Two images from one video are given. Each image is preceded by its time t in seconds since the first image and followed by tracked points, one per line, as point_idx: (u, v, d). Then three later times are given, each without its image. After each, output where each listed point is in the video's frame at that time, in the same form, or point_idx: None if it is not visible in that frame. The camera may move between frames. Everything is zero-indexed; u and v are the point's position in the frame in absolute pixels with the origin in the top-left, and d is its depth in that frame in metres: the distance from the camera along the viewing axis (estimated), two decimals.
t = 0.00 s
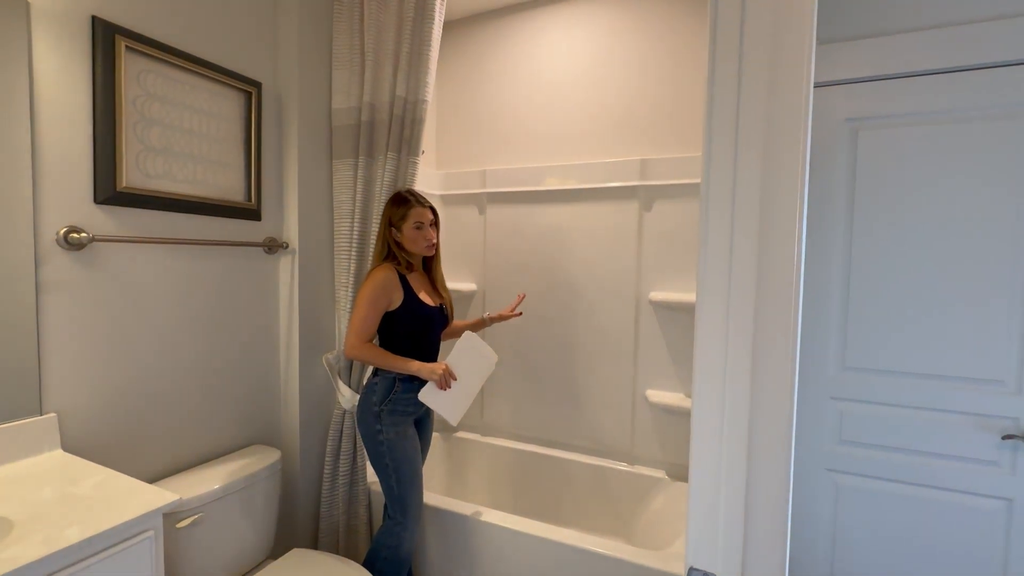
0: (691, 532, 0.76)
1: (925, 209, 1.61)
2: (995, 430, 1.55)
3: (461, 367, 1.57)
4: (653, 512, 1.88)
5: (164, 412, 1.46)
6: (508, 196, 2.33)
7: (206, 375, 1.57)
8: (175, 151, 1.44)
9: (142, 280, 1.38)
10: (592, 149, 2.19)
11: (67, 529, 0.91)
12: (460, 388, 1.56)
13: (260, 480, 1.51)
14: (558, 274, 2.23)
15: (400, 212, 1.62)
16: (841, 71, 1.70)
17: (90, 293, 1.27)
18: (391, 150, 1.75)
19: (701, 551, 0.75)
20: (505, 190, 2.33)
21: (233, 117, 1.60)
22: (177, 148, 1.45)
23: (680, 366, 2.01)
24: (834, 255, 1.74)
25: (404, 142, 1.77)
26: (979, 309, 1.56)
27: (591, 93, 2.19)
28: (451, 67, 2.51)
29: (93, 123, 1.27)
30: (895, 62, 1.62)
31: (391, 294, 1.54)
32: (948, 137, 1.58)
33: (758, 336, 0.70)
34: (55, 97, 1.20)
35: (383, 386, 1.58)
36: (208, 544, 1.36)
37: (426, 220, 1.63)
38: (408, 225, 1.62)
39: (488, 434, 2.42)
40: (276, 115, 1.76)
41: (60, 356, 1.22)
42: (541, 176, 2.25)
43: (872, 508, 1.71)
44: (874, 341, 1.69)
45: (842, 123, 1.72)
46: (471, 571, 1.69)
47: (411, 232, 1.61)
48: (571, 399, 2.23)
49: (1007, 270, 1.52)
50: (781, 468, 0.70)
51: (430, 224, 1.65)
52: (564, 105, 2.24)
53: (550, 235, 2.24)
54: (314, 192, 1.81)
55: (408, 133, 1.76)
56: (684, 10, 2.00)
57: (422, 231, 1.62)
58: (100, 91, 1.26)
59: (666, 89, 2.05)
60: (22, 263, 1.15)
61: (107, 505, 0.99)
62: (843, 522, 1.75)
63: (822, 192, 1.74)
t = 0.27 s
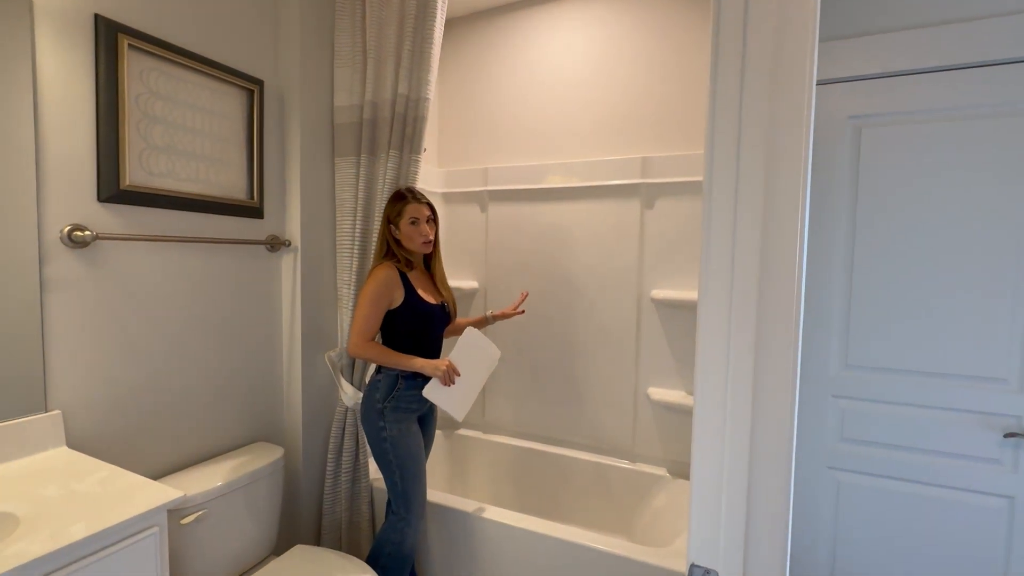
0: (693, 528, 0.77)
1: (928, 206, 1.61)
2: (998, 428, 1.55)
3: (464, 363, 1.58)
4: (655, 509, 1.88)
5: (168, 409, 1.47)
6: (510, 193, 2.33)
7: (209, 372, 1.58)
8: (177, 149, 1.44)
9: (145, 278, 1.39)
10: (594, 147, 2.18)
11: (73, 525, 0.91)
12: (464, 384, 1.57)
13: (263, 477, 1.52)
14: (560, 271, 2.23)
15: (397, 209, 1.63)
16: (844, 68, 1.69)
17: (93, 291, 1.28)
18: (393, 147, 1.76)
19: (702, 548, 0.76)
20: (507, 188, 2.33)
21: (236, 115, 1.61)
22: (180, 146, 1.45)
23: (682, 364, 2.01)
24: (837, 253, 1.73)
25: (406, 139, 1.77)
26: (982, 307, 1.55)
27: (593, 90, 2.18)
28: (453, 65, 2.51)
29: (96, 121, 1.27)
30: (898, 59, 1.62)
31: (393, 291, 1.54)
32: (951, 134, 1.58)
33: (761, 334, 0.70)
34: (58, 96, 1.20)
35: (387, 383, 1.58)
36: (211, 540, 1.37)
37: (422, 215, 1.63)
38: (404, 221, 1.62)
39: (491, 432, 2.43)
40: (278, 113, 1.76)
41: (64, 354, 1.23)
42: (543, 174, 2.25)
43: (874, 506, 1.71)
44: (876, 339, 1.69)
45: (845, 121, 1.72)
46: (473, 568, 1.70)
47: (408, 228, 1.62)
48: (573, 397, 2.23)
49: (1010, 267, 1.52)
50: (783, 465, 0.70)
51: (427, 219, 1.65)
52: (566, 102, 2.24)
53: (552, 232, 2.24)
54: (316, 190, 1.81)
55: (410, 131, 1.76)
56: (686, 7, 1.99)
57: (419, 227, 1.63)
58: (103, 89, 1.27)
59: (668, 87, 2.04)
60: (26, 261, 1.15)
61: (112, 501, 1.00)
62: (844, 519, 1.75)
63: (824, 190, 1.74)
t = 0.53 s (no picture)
0: (695, 527, 0.77)
1: (931, 204, 1.61)
2: (1000, 426, 1.55)
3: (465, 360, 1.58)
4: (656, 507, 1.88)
5: (171, 406, 1.47)
6: (512, 191, 2.33)
7: (212, 370, 1.58)
8: (179, 147, 1.45)
9: (148, 275, 1.39)
10: (595, 145, 2.18)
11: (77, 521, 0.92)
12: (464, 382, 1.57)
13: (266, 474, 1.53)
14: (561, 270, 2.23)
15: (398, 207, 1.63)
16: (847, 65, 1.69)
17: (96, 289, 1.28)
18: (395, 145, 1.76)
19: (704, 546, 0.76)
20: (509, 186, 2.33)
21: (237, 113, 1.61)
22: (182, 144, 1.45)
23: (683, 362, 2.01)
24: (839, 251, 1.73)
25: (407, 137, 1.77)
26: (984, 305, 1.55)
27: (594, 88, 2.18)
28: (454, 62, 2.50)
29: (98, 119, 1.27)
30: (902, 56, 1.61)
31: (392, 290, 1.54)
32: (954, 132, 1.58)
33: (762, 333, 0.70)
34: (61, 93, 1.20)
35: (387, 380, 1.59)
36: (214, 536, 1.37)
37: (424, 214, 1.63)
38: (406, 219, 1.62)
39: (492, 429, 2.43)
40: (280, 111, 1.76)
41: (67, 351, 1.23)
42: (545, 172, 2.25)
43: (875, 504, 1.71)
44: (879, 337, 1.69)
45: (848, 118, 1.71)
46: (475, 565, 1.71)
47: (409, 226, 1.62)
48: (574, 395, 2.23)
49: (1013, 266, 1.51)
50: (785, 464, 0.70)
51: (429, 217, 1.64)
52: (568, 100, 2.24)
53: (553, 230, 2.24)
54: (318, 188, 1.81)
55: (412, 128, 1.76)
56: (689, 4, 1.98)
57: (421, 225, 1.62)
58: (105, 87, 1.27)
59: (670, 84, 2.04)
60: (29, 258, 1.16)
61: (115, 498, 1.00)
62: (846, 518, 1.75)
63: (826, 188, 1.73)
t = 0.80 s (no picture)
0: (694, 526, 0.77)
1: (934, 204, 1.60)
2: (1001, 426, 1.55)
3: (466, 359, 1.58)
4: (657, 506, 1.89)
5: (175, 405, 1.48)
6: (514, 191, 2.33)
7: (214, 368, 1.59)
8: (183, 147, 1.45)
9: (151, 274, 1.40)
10: (597, 143, 2.18)
11: (82, 518, 0.93)
12: (465, 381, 1.57)
13: (268, 472, 1.54)
14: (563, 269, 2.24)
15: (401, 206, 1.64)
16: (849, 65, 1.69)
17: (100, 288, 1.29)
18: (396, 145, 1.76)
19: (703, 546, 0.76)
20: (511, 185, 2.33)
21: (240, 113, 1.61)
22: (185, 143, 1.46)
23: (684, 361, 2.01)
24: (840, 251, 1.73)
25: (409, 136, 1.78)
26: (986, 305, 1.55)
27: (596, 87, 2.18)
28: (455, 61, 2.50)
29: (102, 119, 1.28)
30: (904, 55, 1.61)
31: (394, 289, 1.55)
32: (955, 132, 1.58)
33: (762, 333, 0.70)
34: (65, 94, 1.21)
35: (388, 379, 1.59)
36: (217, 533, 1.38)
37: (426, 213, 1.63)
38: (409, 218, 1.63)
39: (494, 428, 2.44)
40: (283, 110, 1.77)
41: (71, 349, 1.24)
42: (546, 171, 2.25)
43: (876, 504, 1.71)
44: (880, 337, 1.69)
45: (850, 117, 1.71)
46: (476, 563, 1.71)
47: (412, 225, 1.62)
48: (575, 394, 2.24)
49: (1015, 266, 1.51)
50: (784, 464, 0.71)
51: (431, 216, 1.65)
52: (569, 99, 2.24)
53: (555, 229, 2.25)
54: (320, 187, 1.82)
55: (414, 128, 1.76)
56: (691, 3, 1.98)
57: (423, 224, 1.63)
58: (109, 87, 1.27)
59: (671, 83, 2.04)
60: (34, 257, 1.17)
61: (121, 495, 1.01)
62: (846, 517, 1.75)
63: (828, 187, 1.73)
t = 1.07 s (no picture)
0: (697, 526, 0.77)
1: (939, 204, 1.60)
2: (1005, 426, 1.54)
3: (468, 358, 1.59)
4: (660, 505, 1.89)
5: (179, 403, 1.49)
6: (517, 190, 2.33)
7: (218, 367, 1.60)
8: (187, 146, 1.46)
9: (155, 273, 1.40)
10: (600, 142, 2.18)
11: (87, 516, 0.93)
12: (467, 380, 1.58)
13: (272, 470, 1.54)
14: (565, 268, 2.24)
15: (405, 204, 1.63)
16: (853, 63, 1.68)
17: (105, 286, 1.30)
18: (400, 143, 1.76)
19: (706, 545, 0.76)
20: (514, 184, 2.33)
21: (243, 112, 1.62)
22: (189, 142, 1.46)
23: (687, 360, 2.01)
24: (844, 250, 1.73)
25: (412, 135, 1.78)
26: (991, 305, 1.54)
27: (598, 85, 2.18)
28: (458, 59, 2.50)
29: (107, 118, 1.28)
30: (909, 54, 1.60)
31: (397, 287, 1.55)
32: (960, 131, 1.57)
33: (766, 333, 0.70)
34: (70, 93, 1.21)
35: (391, 377, 1.60)
36: (221, 531, 1.39)
37: (431, 211, 1.64)
38: (413, 216, 1.63)
39: (496, 427, 2.44)
40: (286, 109, 1.77)
41: (76, 348, 1.25)
42: (549, 170, 2.25)
43: (879, 504, 1.71)
44: (884, 336, 1.68)
45: (854, 117, 1.71)
46: (479, 561, 1.72)
47: (417, 222, 1.62)
48: (578, 393, 2.24)
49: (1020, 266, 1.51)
50: (787, 464, 0.71)
51: (435, 215, 1.66)
52: (572, 97, 2.23)
53: (557, 228, 2.25)
54: (323, 186, 1.82)
55: (417, 127, 1.76)
56: (695, 2, 1.98)
57: (428, 222, 1.63)
58: (113, 86, 1.28)
59: (674, 81, 2.03)
60: (39, 256, 1.17)
61: (126, 492, 1.02)
62: (849, 517, 1.75)
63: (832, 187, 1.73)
